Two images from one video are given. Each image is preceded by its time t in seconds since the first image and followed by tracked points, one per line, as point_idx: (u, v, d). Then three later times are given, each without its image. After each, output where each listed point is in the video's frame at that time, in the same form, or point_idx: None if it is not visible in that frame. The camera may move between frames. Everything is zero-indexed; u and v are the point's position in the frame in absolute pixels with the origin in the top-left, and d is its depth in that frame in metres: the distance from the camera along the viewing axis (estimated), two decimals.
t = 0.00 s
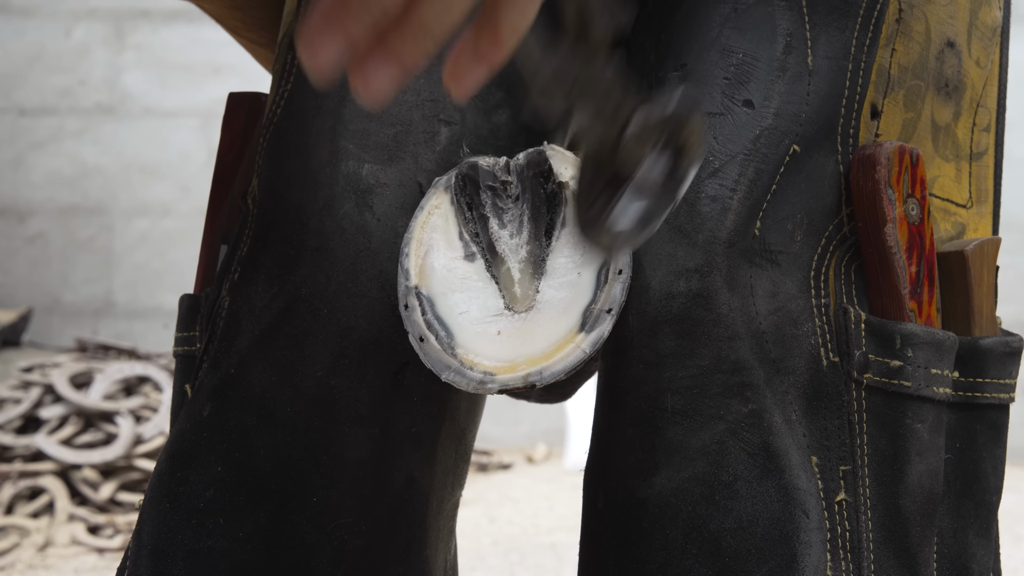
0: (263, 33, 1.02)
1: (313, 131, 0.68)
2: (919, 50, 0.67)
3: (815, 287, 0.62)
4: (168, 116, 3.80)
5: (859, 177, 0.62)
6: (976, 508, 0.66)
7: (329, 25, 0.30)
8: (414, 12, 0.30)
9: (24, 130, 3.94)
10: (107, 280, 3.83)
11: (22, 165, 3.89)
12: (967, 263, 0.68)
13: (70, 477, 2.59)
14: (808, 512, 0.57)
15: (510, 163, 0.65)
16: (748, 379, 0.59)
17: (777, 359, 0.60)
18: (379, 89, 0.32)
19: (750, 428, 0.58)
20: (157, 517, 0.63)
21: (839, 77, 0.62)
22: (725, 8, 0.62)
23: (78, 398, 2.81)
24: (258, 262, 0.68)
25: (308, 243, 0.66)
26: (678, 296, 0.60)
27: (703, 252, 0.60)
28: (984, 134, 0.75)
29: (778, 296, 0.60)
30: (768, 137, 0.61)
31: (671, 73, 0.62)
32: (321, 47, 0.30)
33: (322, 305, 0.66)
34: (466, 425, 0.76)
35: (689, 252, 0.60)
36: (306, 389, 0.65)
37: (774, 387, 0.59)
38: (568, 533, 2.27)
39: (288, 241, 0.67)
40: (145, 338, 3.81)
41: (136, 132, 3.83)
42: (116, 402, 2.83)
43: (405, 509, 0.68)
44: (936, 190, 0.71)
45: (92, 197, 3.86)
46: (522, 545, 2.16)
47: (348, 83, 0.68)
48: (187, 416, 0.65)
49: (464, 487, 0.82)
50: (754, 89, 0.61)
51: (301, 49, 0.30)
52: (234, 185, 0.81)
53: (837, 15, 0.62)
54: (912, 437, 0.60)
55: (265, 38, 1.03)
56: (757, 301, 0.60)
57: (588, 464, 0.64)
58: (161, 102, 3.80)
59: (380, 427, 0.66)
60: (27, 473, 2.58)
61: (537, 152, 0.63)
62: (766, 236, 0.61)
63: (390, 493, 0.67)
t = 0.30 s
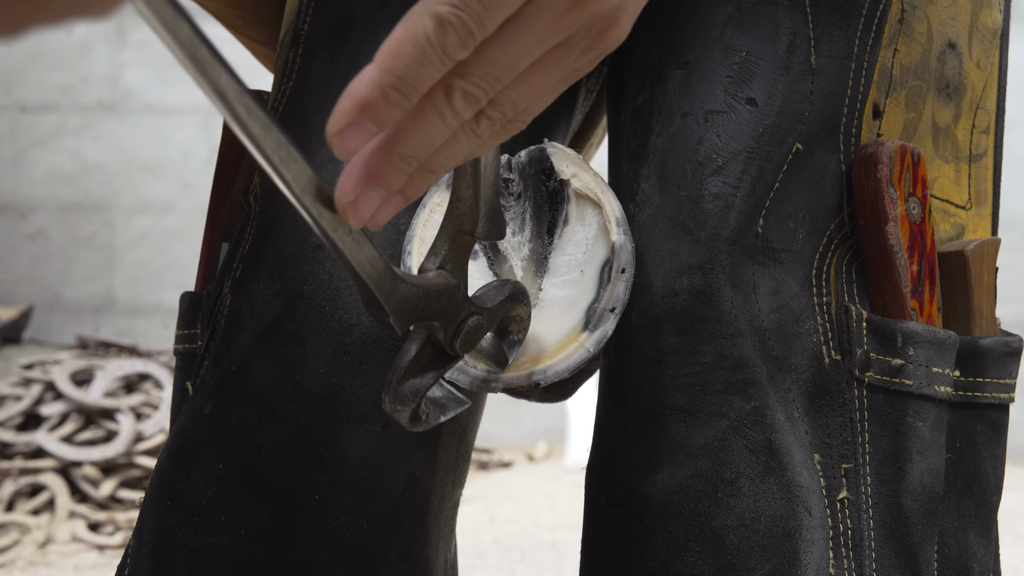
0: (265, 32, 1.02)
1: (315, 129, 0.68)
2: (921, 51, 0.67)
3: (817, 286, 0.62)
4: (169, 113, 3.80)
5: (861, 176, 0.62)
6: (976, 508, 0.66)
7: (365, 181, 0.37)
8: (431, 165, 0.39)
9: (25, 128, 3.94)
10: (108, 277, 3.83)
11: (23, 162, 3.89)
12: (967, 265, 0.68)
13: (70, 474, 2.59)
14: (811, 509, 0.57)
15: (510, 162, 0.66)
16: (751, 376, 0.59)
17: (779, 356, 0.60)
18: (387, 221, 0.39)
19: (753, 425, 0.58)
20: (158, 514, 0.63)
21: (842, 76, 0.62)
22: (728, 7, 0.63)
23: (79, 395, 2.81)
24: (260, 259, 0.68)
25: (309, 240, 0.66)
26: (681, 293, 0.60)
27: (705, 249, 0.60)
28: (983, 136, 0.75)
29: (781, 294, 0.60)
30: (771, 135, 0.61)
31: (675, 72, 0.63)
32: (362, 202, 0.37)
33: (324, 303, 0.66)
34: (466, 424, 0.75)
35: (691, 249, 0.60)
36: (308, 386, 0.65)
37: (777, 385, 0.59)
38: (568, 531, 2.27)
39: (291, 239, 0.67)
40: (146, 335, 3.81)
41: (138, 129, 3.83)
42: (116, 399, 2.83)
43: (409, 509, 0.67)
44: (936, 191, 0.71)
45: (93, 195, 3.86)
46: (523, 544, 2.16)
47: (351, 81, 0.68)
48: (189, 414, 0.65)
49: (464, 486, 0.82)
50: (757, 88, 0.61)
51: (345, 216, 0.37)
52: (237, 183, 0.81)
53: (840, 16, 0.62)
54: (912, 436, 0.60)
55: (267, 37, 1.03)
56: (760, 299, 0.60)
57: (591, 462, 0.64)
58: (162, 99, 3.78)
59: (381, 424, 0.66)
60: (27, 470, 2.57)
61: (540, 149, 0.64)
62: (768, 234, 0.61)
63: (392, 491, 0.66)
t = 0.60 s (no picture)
0: (266, 34, 1.02)
1: (315, 131, 0.68)
2: (920, 52, 0.67)
3: (817, 286, 0.62)
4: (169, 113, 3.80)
5: (860, 177, 0.62)
6: (976, 508, 0.66)
7: (379, 145, 0.37)
8: (440, 140, 0.40)
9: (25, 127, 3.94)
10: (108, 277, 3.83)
11: (24, 162, 3.89)
12: (967, 265, 0.68)
13: (71, 474, 2.59)
14: (811, 509, 0.57)
15: (509, 161, 0.64)
16: (751, 376, 0.59)
17: (779, 357, 0.60)
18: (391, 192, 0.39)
19: (753, 425, 0.58)
20: (159, 515, 0.63)
21: (841, 78, 0.62)
22: (727, 8, 0.62)
23: (80, 395, 2.81)
24: (261, 260, 0.68)
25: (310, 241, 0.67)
26: (681, 294, 0.60)
27: (705, 250, 0.60)
28: (982, 137, 0.75)
29: (780, 294, 0.61)
30: (771, 136, 0.61)
31: (675, 74, 0.63)
32: (373, 164, 0.38)
33: (324, 303, 0.66)
34: (466, 424, 0.75)
35: (691, 250, 0.60)
36: (308, 386, 0.65)
37: (777, 385, 0.59)
38: (569, 531, 2.27)
39: (291, 240, 0.67)
40: (146, 334, 3.81)
41: (138, 129, 3.83)
42: (117, 399, 2.83)
43: (411, 509, 0.67)
44: (935, 192, 0.71)
45: (93, 195, 3.86)
46: (523, 544, 2.16)
47: (351, 83, 0.68)
48: (189, 415, 0.66)
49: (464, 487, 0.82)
50: (757, 89, 0.61)
51: (356, 177, 0.38)
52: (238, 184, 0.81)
53: (839, 17, 0.62)
54: (912, 435, 0.60)
55: (267, 39, 1.03)
56: (759, 300, 0.60)
57: (591, 462, 0.64)
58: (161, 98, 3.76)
59: (381, 425, 0.66)
60: (27, 470, 2.57)
61: (544, 150, 0.63)
62: (767, 234, 0.61)
63: (392, 491, 0.66)
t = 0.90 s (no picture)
0: (267, 30, 1.02)
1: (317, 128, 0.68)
2: (923, 49, 0.67)
3: (819, 282, 0.62)
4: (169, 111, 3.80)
5: (863, 173, 0.62)
6: (979, 505, 0.66)
7: (357, 172, 0.35)
8: (422, 169, 0.36)
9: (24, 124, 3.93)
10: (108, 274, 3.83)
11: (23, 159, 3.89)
12: (970, 262, 0.68)
13: (70, 471, 2.59)
14: (813, 506, 0.57)
15: (512, 160, 0.65)
16: (752, 373, 0.59)
17: (781, 353, 0.60)
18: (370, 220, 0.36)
19: (755, 422, 0.58)
20: (162, 511, 0.63)
21: (844, 73, 0.62)
22: (730, 4, 0.62)
23: (80, 392, 2.81)
24: (263, 256, 0.68)
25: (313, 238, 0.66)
26: (683, 291, 0.60)
27: (707, 247, 0.60)
28: (985, 134, 0.75)
29: (783, 291, 0.61)
30: (774, 132, 0.61)
31: (677, 70, 0.63)
32: (351, 192, 0.35)
33: (327, 300, 0.66)
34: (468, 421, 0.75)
35: (693, 246, 0.60)
36: (312, 382, 0.65)
37: (778, 381, 0.59)
38: (569, 529, 2.27)
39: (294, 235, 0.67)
40: (146, 332, 3.81)
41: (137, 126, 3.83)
42: (116, 397, 2.83)
43: (414, 506, 0.67)
44: (937, 189, 0.71)
45: (93, 192, 3.86)
46: (523, 541, 2.16)
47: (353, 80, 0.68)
48: (192, 410, 0.65)
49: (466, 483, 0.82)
50: (760, 85, 0.61)
51: (332, 207, 0.36)
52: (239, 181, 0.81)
53: (842, 13, 0.62)
54: (914, 432, 0.60)
55: (268, 35, 1.03)
56: (762, 296, 0.60)
57: (594, 458, 0.64)
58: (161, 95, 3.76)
59: (385, 421, 0.66)
60: (27, 468, 2.57)
61: (545, 148, 0.63)
62: (770, 230, 0.61)
63: (394, 488, 0.66)
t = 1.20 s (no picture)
0: (268, 26, 1.02)
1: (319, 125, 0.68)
2: (926, 46, 0.67)
3: (821, 280, 0.62)
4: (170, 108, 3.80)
5: (865, 170, 0.62)
6: (981, 503, 0.66)
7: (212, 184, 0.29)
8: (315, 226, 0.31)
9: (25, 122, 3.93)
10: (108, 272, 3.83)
11: (24, 156, 3.89)
12: (972, 260, 0.68)
13: (70, 469, 2.59)
14: (814, 504, 0.57)
15: (514, 156, 0.64)
16: (754, 370, 0.59)
17: (782, 351, 0.60)
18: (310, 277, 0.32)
19: (756, 420, 0.58)
20: (162, 508, 0.63)
21: (847, 71, 0.62)
22: (732, 1, 0.62)
23: (80, 390, 2.81)
24: (264, 253, 0.67)
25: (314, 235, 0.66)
26: (685, 288, 0.60)
27: (708, 244, 0.60)
28: (988, 131, 0.75)
29: (784, 288, 0.60)
30: (777, 129, 0.61)
31: (680, 67, 0.63)
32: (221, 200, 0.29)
33: (328, 297, 0.66)
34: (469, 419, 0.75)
35: (695, 243, 0.60)
36: (313, 379, 0.65)
37: (780, 379, 0.59)
38: (569, 527, 2.27)
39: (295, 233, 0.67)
40: (146, 329, 3.81)
41: (138, 124, 3.83)
42: (116, 394, 2.83)
43: (415, 500, 0.67)
44: (940, 187, 0.71)
45: (93, 189, 3.86)
46: (523, 539, 2.16)
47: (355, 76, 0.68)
48: (193, 407, 0.65)
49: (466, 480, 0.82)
50: (762, 82, 0.61)
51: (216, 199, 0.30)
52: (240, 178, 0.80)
53: (845, 10, 0.62)
54: (917, 430, 0.59)
55: (269, 31, 1.03)
56: (763, 293, 0.60)
57: (596, 455, 0.64)
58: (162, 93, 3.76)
59: (386, 418, 0.66)
60: (27, 465, 2.57)
61: (547, 146, 0.62)
62: (772, 228, 0.61)
63: (394, 486, 0.66)
